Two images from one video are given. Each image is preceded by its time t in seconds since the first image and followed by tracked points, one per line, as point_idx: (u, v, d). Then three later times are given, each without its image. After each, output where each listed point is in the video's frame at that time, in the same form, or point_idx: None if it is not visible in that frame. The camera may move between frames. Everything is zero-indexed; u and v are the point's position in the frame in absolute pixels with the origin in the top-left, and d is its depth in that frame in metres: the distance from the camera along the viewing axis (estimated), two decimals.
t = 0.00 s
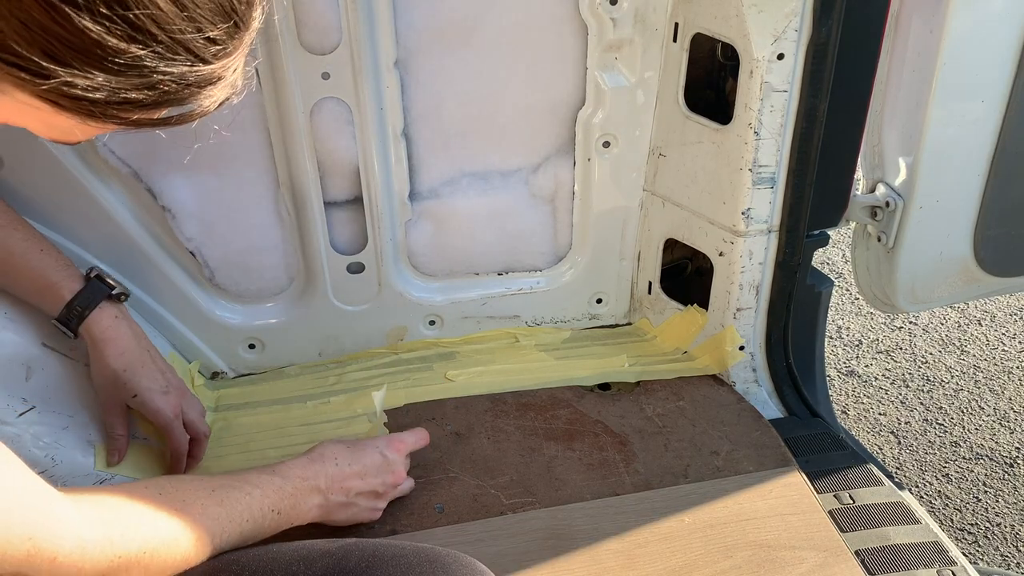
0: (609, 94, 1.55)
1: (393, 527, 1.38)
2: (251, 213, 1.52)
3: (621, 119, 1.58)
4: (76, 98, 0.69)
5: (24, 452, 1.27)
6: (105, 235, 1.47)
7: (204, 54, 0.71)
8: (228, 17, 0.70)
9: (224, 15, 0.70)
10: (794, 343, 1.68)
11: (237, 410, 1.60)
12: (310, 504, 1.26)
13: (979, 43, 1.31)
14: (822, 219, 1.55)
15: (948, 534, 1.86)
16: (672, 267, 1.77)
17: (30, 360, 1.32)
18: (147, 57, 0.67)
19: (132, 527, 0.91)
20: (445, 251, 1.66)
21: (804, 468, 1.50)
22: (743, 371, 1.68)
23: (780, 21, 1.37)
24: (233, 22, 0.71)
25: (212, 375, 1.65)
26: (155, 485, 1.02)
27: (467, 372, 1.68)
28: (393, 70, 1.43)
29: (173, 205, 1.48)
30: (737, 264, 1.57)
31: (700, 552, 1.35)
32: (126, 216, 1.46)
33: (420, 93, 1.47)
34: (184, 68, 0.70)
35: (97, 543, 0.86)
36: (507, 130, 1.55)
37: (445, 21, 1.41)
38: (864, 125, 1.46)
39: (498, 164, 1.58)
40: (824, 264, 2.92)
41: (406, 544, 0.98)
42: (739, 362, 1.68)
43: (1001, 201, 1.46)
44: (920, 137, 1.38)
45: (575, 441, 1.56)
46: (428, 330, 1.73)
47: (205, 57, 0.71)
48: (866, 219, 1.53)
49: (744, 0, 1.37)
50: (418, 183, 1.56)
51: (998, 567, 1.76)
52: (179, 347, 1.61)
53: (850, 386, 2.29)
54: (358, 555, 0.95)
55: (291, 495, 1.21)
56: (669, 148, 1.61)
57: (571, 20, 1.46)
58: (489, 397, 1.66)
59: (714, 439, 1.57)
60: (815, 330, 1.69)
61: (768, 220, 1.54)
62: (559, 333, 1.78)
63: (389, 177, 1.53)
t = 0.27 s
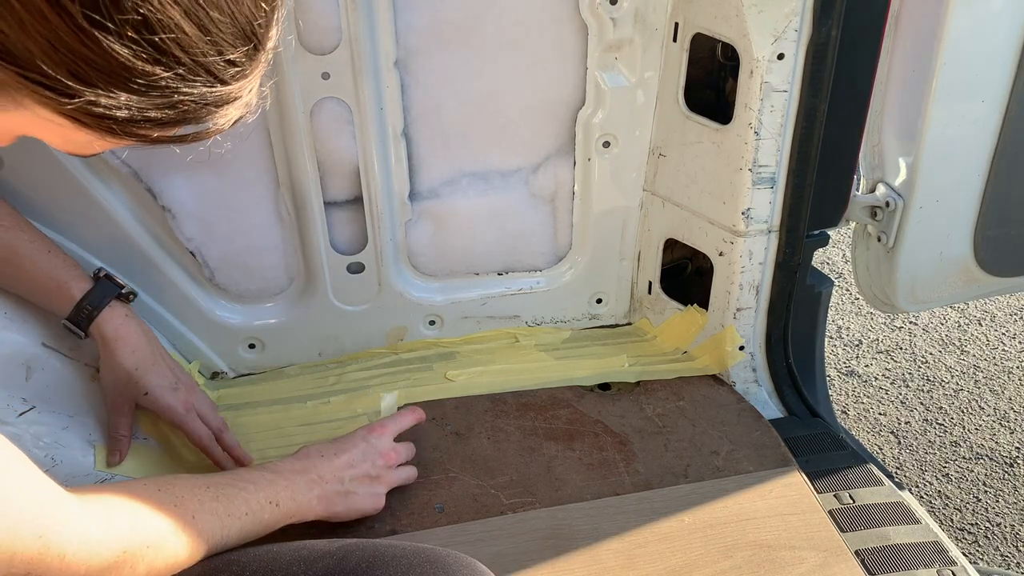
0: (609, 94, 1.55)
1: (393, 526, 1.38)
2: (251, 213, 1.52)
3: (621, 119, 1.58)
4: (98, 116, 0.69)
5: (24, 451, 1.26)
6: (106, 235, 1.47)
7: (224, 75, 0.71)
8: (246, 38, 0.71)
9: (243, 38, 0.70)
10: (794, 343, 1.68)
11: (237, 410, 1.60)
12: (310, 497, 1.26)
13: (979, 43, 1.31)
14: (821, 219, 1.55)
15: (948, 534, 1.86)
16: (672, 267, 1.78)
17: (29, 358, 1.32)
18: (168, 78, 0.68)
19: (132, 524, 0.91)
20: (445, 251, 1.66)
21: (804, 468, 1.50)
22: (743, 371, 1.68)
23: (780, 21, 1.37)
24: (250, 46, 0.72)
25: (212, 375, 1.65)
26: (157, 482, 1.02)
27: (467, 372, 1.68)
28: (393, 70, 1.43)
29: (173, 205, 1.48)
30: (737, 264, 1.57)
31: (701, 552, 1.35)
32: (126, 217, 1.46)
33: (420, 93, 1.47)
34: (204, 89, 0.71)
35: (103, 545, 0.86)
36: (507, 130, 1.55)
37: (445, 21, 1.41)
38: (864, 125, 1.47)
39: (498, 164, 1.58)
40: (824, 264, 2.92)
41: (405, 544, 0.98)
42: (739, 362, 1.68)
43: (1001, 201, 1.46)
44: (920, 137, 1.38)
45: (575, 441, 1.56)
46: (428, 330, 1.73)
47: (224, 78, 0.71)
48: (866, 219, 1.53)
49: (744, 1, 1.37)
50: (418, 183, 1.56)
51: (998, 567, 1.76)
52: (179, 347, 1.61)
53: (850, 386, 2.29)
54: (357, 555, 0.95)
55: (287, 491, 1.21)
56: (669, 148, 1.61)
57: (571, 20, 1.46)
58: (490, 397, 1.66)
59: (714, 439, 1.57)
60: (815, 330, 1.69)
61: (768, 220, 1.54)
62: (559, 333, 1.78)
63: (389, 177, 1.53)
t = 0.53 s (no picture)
0: (609, 94, 1.55)
1: (393, 526, 1.38)
2: (251, 213, 1.52)
3: (621, 119, 1.58)
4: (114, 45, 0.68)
5: (24, 452, 1.24)
6: (106, 236, 1.47)
7: None
8: None
9: None
10: (794, 343, 1.68)
11: (237, 410, 1.60)
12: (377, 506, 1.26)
13: (979, 43, 1.31)
14: (821, 219, 1.55)
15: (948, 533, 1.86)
16: (672, 267, 1.78)
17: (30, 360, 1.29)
18: None
19: (207, 458, 0.84)
20: (446, 251, 1.66)
21: (804, 468, 1.50)
22: (743, 371, 1.68)
23: (780, 21, 1.37)
24: None
25: (212, 375, 1.65)
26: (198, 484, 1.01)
27: (468, 373, 1.69)
28: (393, 70, 1.43)
29: (173, 205, 1.48)
30: (737, 263, 1.57)
31: (701, 552, 1.35)
32: (126, 217, 1.46)
33: (421, 92, 1.47)
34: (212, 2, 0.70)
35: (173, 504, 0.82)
36: (507, 130, 1.55)
37: (445, 21, 1.41)
38: (865, 124, 1.46)
39: (499, 164, 1.58)
40: (824, 264, 2.92)
41: (406, 546, 0.98)
42: (739, 362, 1.68)
43: (1001, 201, 1.46)
44: (920, 137, 1.38)
45: (575, 441, 1.56)
46: (428, 330, 1.73)
47: None
48: (866, 219, 1.53)
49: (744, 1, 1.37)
50: (418, 183, 1.56)
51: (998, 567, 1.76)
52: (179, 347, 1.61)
53: (850, 386, 2.29)
54: (358, 556, 0.94)
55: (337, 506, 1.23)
56: (669, 148, 1.61)
57: (571, 20, 1.46)
58: (490, 397, 1.66)
59: (714, 438, 1.57)
60: (816, 330, 1.69)
61: (768, 220, 1.54)
62: (559, 333, 1.78)
63: (389, 177, 1.53)
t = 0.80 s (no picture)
0: (609, 94, 1.55)
1: (393, 526, 1.38)
2: (251, 213, 1.52)
3: (621, 119, 1.58)
4: None
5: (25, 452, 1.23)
6: (106, 236, 1.47)
7: None
8: None
9: None
10: (794, 343, 1.68)
11: (237, 410, 1.60)
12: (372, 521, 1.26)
13: (979, 43, 1.31)
14: (821, 218, 1.55)
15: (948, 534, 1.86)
16: (672, 267, 1.78)
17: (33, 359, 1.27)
18: None
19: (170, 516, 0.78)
20: (446, 251, 1.66)
21: (804, 469, 1.50)
22: (743, 371, 1.68)
23: (780, 21, 1.37)
24: None
25: (212, 375, 1.65)
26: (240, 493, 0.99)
27: (468, 372, 1.68)
28: (393, 70, 1.43)
29: (173, 205, 1.48)
30: (737, 263, 1.57)
31: (701, 553, 1.35)
32: (126, 217, 1.46)
33: (421, 92, 1.47)
34: None
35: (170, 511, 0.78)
36: (507, 130, 1.55)
37: (445, 21, 1.41)
38: (865, 124, 1.46)
39: (499, 163, 1.58)
40: (824, 264, 2.92)
41: (407, 546, 0.97)
42: (739, 363, 1.68)
43: (1001, 200, 1.46)
44: (920, 137, 1.38)
45: (575, 441, 1.56)
46: (428, 330, 1.73)
47: None
48: (866, 219, 1.53)
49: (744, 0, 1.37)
50: (418, 183, 1.56)
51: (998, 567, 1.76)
52: (179, 347, 1.61)
53: (850, 386, 2.29)
54: (357, 556, 0.94)
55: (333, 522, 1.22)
56: (669, 148, 1.61)
57: (571, 20, 1.46)
58: (490, 397, 1.66)
59: (714, 438, 1.57)
60: (816, 330, 1.69)
61: (768, 220, 1.54)
62: (559, 333, 1.78)
63: (389, 177, 1.53)
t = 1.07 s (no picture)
0: (609, 95, 1.55)
1: (393, 527, 1.38)
2: (251, 214, 1.52)
3: (621, 120, 1.58)
4: None
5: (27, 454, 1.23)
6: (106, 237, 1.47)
7: None
8: None
9: None
10: (794, 343, 1.69)
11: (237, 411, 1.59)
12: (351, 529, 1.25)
13: (979, 44, 1.32)
14: (821, 220, 1.55)
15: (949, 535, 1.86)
16: (673, 268, 1.78)
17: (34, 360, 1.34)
18: None
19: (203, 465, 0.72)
20: (446, 252, 1.66)
21: (804, 470, 1.50)
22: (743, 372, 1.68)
23: (779, 22, 1.37)
24: None
25: (212, 375, 1.65)
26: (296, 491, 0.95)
27: (468, 373, 1.69)
28: (393, 72, 1.43)
29: (173, 206, 1.48)
30: (738, 265, 1.58)
31: (701, 554, 1.35)
32: (126, 218, 1.47)
33: (421, 93, 1.47)
34: None
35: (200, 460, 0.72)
36: (507, 131, 1.55)
37: (445, 22, 1.42)
38: (865, 125, 1.46)
39: (499, 164, 1.58)
40: (824, 265, 2.92)
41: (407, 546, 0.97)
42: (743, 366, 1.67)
43: (1001, 201, 1.46)
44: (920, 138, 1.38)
45: (575, 443, 1.56)
46: (428, 331, 1.73)
47: None
48: (866, 220, 1.53)
49: (744, 1, 1.37)
50: (419, 184, 1.56)
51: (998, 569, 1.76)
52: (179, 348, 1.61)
53: (851, 387, 2.29)
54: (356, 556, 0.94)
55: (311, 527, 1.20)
56: (669, 149, 1.61)
57: (571, 22, 1.47)
58: (490, 398, 1.66)
59: (714, 439, 1.57)
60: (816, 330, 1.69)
61: (768, 221, 1.54)
62: (559, 334, 1.78)
63: (390, 178, 1.53)
